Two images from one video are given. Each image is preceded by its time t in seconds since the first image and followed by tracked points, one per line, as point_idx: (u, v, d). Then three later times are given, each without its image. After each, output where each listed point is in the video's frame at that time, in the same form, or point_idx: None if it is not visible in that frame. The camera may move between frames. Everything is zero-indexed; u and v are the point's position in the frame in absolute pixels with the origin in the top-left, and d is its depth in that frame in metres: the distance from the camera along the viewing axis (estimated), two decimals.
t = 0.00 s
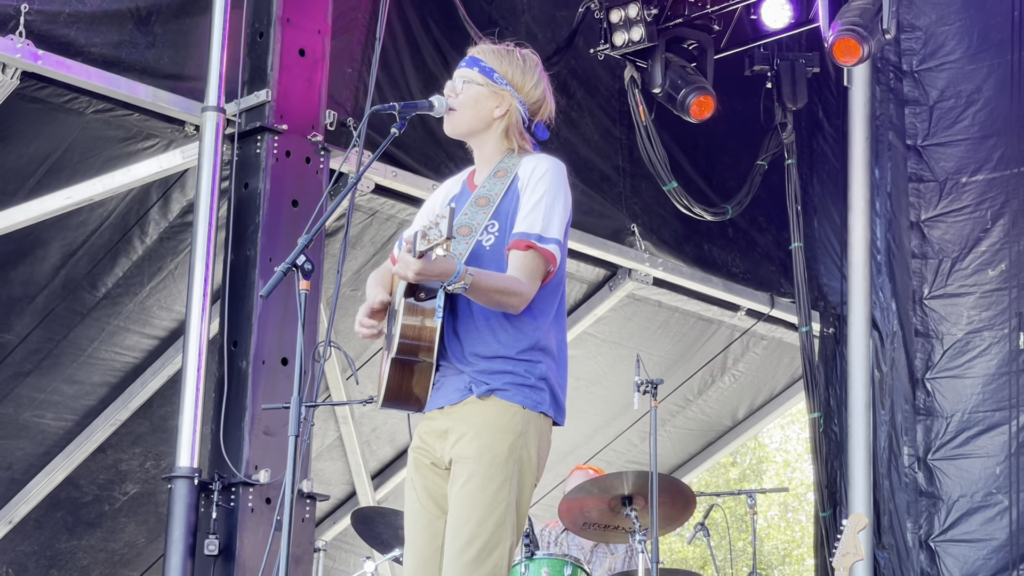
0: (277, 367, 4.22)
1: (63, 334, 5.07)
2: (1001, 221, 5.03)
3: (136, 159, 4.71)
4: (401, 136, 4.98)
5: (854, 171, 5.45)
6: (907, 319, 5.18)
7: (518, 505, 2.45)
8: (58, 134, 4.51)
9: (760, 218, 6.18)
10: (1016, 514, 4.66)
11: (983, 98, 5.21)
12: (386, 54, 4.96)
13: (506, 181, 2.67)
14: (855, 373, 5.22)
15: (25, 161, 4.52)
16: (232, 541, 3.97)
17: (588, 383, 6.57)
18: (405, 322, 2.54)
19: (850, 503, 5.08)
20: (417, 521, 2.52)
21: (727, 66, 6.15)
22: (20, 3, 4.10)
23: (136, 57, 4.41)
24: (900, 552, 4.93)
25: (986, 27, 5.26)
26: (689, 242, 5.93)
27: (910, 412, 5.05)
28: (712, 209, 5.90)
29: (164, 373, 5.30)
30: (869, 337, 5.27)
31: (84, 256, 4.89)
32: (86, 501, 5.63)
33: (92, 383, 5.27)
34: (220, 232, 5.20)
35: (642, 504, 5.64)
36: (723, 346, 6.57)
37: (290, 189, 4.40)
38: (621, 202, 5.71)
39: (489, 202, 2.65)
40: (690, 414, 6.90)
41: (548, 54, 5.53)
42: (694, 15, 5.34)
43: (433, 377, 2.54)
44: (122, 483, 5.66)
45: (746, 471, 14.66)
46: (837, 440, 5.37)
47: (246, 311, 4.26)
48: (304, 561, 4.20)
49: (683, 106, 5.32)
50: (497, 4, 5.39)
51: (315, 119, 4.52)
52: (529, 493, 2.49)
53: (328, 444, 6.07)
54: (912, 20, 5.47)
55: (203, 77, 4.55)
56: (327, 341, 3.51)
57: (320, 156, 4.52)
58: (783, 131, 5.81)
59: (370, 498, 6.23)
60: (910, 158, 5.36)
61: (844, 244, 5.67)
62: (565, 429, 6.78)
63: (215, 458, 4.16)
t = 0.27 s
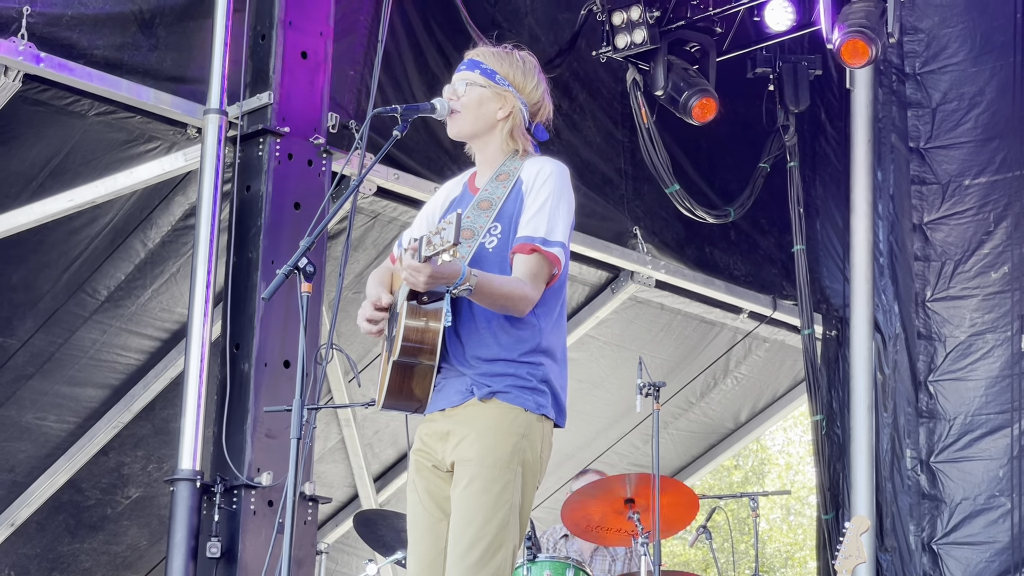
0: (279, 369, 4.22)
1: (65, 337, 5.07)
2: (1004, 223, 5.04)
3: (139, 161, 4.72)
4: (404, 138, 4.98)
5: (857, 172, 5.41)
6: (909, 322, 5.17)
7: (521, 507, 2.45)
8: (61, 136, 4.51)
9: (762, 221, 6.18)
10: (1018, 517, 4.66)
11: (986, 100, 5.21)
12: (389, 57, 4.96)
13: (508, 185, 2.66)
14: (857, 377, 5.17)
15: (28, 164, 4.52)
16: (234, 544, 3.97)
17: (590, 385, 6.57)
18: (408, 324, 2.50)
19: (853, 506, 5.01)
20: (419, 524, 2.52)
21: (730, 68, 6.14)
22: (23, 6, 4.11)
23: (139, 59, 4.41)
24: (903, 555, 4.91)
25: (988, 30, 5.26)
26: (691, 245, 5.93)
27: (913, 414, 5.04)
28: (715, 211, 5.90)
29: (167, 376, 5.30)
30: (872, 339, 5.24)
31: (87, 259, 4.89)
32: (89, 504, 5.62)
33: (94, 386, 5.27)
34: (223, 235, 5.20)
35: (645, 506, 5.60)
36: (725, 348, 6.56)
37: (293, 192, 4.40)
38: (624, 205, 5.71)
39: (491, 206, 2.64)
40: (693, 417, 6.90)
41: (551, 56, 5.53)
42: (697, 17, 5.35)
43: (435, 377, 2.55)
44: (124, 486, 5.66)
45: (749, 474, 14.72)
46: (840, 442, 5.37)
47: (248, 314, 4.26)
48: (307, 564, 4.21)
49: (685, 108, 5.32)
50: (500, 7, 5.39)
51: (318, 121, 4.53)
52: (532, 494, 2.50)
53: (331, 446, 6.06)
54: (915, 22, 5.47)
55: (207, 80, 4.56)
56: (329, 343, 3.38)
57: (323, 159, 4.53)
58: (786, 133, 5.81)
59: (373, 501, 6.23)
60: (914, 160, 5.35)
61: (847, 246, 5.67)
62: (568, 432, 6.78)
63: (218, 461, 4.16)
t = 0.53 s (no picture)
0: (281, 371, 4.22)
1: (67, 339, 5.07)
2: (1005, 226, 5.04)
3: (141, 163, 4.72)
4: (405, 140, 4.98)
5: (858, 175, 5.33)
6: (911, 324, 5.16)
7: (523, 508, 2.45)
8: (62, 138, 4.52)
9: (764, 223, 6.18)
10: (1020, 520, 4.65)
11: (988, 102, 5.21)
12: (390, 59, 4.96)
13: (510, 184, 2.67)
14: (860, 379, 5.10)
15: (30, 166, 4.52)
16: (236, 546, 3.96)
17: (591, 388, 6.57)
18: (408, 323, 2.52)
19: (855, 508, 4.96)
20: (427, 525, 2.52)
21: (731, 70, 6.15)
22: (25, 8, 4.11)
23: (141, 62, 4.41)
24: (905, 557, 4.89)
25: (989, 32, 5.27)
26: (693, 247, 5.93)
27: (914, 417, 5.04)
28: (716, 213, 5.89)
29: (168, 378, 5.30)
30: (875, 341, 5.17)
31: (89, 261, 4.89)
32: (91, 506, 5.62)
33: (96, 388, 5.27)
34: (224, 237, 5.20)
35: (647, 508, 5.60)
36: (727, 350, 6.56)
37: (295, 193, 4.40)
38: (625, 207, 5.71)
39: (493, 204, 2.65)
40: (694, 419, 6.90)
41: (553, 58, 5.53)
42: (698, 19, 5.35)
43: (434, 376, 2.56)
44: (126, 489, 5.65)
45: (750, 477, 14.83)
46: (841, 444, 5.36)
47: (250, 316, 4.27)
48: (309, 566, 4.22)
49: (686, 110, 5.32)
50: (502, 9, 5.39)
51: (319, 123, 4.53)
52: (534, 495, 2.50)
53: (332, 449, 6.06)
54: (917, 24, 5.48)
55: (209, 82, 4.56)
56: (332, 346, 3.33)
57: (324, 161, 4.53)
58: (787, 135, 5.81)
59: (375, 504, 6.19)
60: (915, 163, 5.34)
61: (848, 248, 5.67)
62: (569, 434, 6.78)
63: (220, 463, 4.16)
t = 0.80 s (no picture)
0: (281, 373, 4.22)
1: (68, 341, 5.07)
2: (1006, 227, 5.04)
3: (142, 166, 4.72)
4: (406, 143, 4.99)
5: (858, 177, 5.34)
6: (911, 326, 5.15)
7: (523, 511, 2.45)
8: (63, 140, 4.52)
9: (765, 225, 6.18)
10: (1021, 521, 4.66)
11: (988, 104, 5.21)
12: (391, 61, 4.97)
13: (511, 191, 2.67)
14: (860, 381, 5.12)
15: (32, 168, 4.52)
16: (237, 548, 3.96)
17: (592, 390, 6.57)
18: (409, 332, 2.54)
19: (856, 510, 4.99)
20: (422, 528, 2.52)
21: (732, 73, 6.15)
22: (26, 10, 4.11)
23: (143, 64, 4.42)
24: (906, 559, 4.89)
25: (990, 34, 5.27)
26: (694, 249, 5.93)
27: (915, 419, 5.03)
28: (717, 215, 5.89)
29: (169, 380, 5.29)
30: (875, 343, 5.18)
31: (90, 263, 4.89)
32: (92, 508, 5.62)
33: (97, 390, 5.27)
34: (225, 239, 5.20)
35: (648, 511, 5.61)
36: (728, 353, 6.56)
37: (295, 196, 4.40)
38: (626, 209, 5.72)
39: (494, 212, 2.65)
40: (695, 421, 6.90)
41: (554, 60, 5.53)
42: (699, 21, 5.35)
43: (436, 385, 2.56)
44: (127, 491, 5.65)
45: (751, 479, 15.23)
46: (842, 446, 5.36)
47: (251, 318, 4.27)
48: (310, 567, 4.21)
49: (686, 112, 5.33)
50: (503, 11, 5.39)
51: (320, 125, 4.53)
52: (534, 498, 2.49)
53: (333, 451, 6.06)
54: (917, 26, 5.48)
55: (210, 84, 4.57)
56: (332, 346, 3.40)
57: (325, 163, 4.53)
58: (788, 137, 5.81)
59: (376, 505, 6.22)
60: (915, 165, 5.34)
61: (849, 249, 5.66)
62: (570, 436, 6.78)
63: (220, 464, 4.16)
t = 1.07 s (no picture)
0: (281, 374, 4.21)
1: (68, 342, 5.07)
2: (1006, 228, 5.05)
3: (142, 167, 4.72)
4: (407, 143, 4.99)
5: (858, 176, 5.36)
6: (912, 326, 5.15)
7: (526, 512, 2.45)
8: (64, 142, 4.52)
9: (765, 226, 6.18)
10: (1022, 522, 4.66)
11: (988, 106, 5.23)
12: (391, 62, 4.97)
13: (508, 183, 2.67)
14: (860, 381, 5.14)
15: (32, 170, 4.52)
16: (237, 549, 3.96)
17: (593, 391, 6.57)
18: (410, 326, 2.56)
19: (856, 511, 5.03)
20: (425, 528, 2.52)
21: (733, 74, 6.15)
22: (26, 11, 4.11)
23: (143, 65, 4.42)
24: (906, 559, 4.89)
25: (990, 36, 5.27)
26: (694, 250, 5.93)
27: (915, 419, 5.03)
28: (717, 217, 5.88)
29: (169, 381, 5.29)
30: (876, 344, 5.20)
31: (91, 265, 4.89)
32: (92, 509, 5.61)
33: (97, 391, 5.27)
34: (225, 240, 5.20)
35: (648, 512, 5.60)
36: (728, 353, 6.56)
37: (295, 197, 4.40)
38: (626, 211, 5.72)
39: (493, 205, 2.65)
40: (696, 422, 6.89)
41: (554, 61, 5.53)
42: (699, 22, 5.35)
43: (440, 380, 2.59)
44: (127, 492, 5.65)
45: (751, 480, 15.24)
46: (843, 447, 5.35)
47: (251, 319, 4.27)
48: (310, 568, 4.21)
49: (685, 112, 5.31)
50: (503, 12, 5.39)
51: (320, 126, 4.53)
52: (536, 498, 2.50)
53: (333, 452, 6.06)
54: (917, 27, 5.44)
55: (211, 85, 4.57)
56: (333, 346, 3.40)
57: (325, 164, 4.53)
58: (789, 138, 5.81)
59: (376, 505, 6.23)
60: (915, 165, 5.32)
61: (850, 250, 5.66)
62: (571, 437, 6.78)
63: (221, 465, 4.17)
